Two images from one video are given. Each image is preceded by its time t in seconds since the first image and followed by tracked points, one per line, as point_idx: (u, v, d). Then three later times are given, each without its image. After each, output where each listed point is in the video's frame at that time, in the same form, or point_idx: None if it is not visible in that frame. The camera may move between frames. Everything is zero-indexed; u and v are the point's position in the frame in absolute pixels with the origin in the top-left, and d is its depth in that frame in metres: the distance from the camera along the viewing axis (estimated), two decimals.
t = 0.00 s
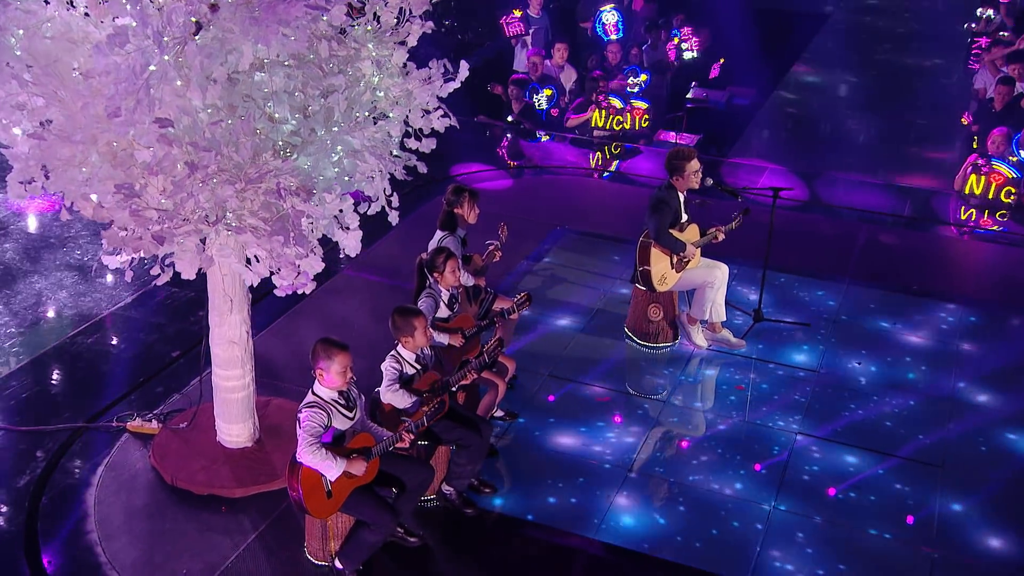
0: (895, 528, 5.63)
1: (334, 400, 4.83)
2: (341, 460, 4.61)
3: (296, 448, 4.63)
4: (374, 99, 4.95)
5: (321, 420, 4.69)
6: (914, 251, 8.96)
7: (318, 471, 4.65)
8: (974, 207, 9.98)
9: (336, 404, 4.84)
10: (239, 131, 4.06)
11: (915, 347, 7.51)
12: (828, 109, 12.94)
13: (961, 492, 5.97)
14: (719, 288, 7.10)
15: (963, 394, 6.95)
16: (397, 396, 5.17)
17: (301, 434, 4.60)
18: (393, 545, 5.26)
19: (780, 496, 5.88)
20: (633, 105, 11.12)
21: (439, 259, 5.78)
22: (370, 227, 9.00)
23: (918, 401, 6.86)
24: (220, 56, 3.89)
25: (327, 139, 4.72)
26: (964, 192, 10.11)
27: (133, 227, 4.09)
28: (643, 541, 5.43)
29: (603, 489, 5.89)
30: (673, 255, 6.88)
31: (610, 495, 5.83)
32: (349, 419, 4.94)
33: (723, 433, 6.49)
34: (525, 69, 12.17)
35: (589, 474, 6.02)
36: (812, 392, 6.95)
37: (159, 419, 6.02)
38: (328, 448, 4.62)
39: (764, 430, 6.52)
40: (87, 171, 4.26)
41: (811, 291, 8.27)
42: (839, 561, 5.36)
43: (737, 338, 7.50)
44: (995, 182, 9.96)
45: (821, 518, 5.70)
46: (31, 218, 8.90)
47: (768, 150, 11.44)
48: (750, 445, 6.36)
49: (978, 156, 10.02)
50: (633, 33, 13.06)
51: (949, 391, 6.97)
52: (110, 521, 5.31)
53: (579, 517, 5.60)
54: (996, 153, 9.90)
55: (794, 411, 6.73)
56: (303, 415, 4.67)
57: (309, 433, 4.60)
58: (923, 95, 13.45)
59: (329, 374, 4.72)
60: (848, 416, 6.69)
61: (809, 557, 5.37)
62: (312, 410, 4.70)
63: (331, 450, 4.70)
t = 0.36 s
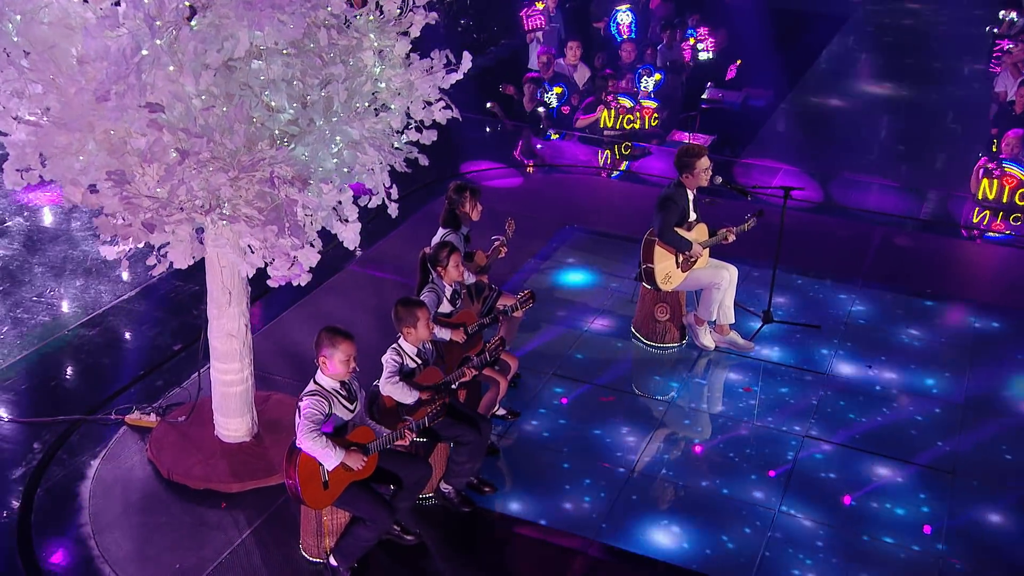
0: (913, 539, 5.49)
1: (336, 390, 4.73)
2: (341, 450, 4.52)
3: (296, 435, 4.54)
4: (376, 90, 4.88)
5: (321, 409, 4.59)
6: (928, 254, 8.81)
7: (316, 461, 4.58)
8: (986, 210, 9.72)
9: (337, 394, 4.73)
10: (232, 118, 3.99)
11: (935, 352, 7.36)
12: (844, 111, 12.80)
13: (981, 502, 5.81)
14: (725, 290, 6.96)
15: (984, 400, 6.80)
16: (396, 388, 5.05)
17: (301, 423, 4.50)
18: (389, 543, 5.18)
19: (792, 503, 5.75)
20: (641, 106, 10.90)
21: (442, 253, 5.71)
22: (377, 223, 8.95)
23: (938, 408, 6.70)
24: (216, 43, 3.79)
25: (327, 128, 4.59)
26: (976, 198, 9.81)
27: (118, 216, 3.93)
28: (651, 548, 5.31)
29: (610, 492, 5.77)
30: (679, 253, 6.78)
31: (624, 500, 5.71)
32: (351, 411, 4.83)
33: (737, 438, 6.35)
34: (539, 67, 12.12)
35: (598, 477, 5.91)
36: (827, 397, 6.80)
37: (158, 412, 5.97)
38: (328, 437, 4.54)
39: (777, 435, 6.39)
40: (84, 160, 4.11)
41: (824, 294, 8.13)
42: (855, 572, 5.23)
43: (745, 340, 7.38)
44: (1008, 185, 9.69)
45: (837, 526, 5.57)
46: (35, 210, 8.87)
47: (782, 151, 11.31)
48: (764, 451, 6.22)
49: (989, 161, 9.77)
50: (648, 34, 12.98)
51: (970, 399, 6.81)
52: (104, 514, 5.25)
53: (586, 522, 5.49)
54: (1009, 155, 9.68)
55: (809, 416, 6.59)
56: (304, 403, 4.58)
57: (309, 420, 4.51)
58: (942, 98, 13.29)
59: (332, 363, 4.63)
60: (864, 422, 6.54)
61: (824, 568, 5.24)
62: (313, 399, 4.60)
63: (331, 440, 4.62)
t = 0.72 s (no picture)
0: (929, 551, 5.36)
1: (332, 385, 4.67)
2: (335, 445, 4.44)
3: (290, 429, 4.47)
4: (376, 83, 4.82)
5: (317, 404, 4.52)
6: (942, 260, 8.68)
7: (309, 456, 4.50)
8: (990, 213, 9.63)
9: (333, 390, 4.66)
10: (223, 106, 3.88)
11: (955, 360, 7.20)
12: (859, 116, 12.68)
13: (1000, 514, 5.66)
14: (732, 292, 6.83)
15: (1004, 409, 6.66)
16: (396, 384, 4.95)
17: (295, 417, 4.42)
18: (383, 543, 5.10)
19: (805, 512, 5.62)
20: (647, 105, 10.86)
21: (443, 251, 5.65)
22: (385, 223, 8.88)
23: (957, 418, 6.56)
24: (208, 30, 3.70)
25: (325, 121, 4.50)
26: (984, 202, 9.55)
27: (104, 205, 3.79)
28: (658, 557, 5.20)
29: (618, 498, 5.67)
30: (685, 255, 6.65)
31: (635, 506, 5.61)
32: (347, 407, 4.75)
33: (749, 445, 6.22)
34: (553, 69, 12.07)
35: (605, 483, 5.80)
36: (842, 405, 6.66)
37: (155, 408, 5.92)
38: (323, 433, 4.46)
39: (790, 442, 6.26)
40: (80, 152, 3.84)
41: (837, 300, 7.98)
42: None
43: (752, 343, 7.26)
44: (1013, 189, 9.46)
45: (850, 537, 5.44)
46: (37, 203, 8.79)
47: (795, 154, 11.20)
48: (776, 459, 6.10)
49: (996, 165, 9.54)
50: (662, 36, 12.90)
51: (989, 408, 6.66)
52: (97, 509, 5.20)
53: (591, 529, 5.38)
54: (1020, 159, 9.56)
55: (823, 424, 6.46)
56: (300, 397, 4.51)
57: (303, 414, 4.43)
58: (958, 104, 13.14)
59: (328, 357, 4.56)
60: (880, 431, 6.41)
61: None
62: (309, 393, 4.53)
63: (326, 436, 4.54)
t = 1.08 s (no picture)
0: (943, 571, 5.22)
1: (322, 389, 4.57)
2: (323, 450, 4.36)
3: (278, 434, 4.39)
4: (372, 83, 4.74)
5: (305, 408, 4.44)
6: (953, 270, 8.55)
7: (297, 462, 4.43)
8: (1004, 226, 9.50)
9: (323, 394, 4.57)
10: (209, 101, 3.84)
11: (968, 375, 7.05)
12: (870, 125, 12.56)
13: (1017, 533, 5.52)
14: (735, 299, 6.74)
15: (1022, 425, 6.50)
16: (388, 389, 4.88)
17: (283, 421, 4.35)
18: (374, 550, 5.02)
19: (815, 528, 5.49)
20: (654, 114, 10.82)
21: (438, 256, 5.57)
22: (388, 227, 8.82)
23: (973, 432, 6.41)
24: (197, 24, 3.62)
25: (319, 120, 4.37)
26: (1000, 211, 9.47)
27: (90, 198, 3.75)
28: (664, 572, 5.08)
29: (623, 510, 5.55)
30: (687, 262, 6.56)
31: (642, 519, 5.49)
32: (336, 412, 4.65)
33: (759, 458, 6.09)
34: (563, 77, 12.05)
35: (610, 494, 5.69)
36: (854, 418, 6.52)
37: (148, 410, 5.85)
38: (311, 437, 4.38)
39: (800, 455, 6.13)
40: (71, 149, 3.70)
41: (848, 311, 7.85)
42: None
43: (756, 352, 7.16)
44: None
45: (862, 555, 5.31)
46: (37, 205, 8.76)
47: (805, 164, 11.10)
48: (787, 473, 5.96)
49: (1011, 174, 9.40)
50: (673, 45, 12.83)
51: (1005, 423, 6.51)
52: (85, 512, 5.14)
53: (595, 541, 5.27)
54: None
55: (835, 438, 6.32)
56: (288, 401, 4.44)
57: (291, 418, 4.36)
58: (972, 115, 13.01)
59: (317, 360, 4.48)
60: (895, 445, 6.27)
61: None
62: (297, 397, 4.45)
63: (314, 440, 4.45)
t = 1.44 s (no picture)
0: None
1: (308, 395, 4.51)
2: (308, 457, 4.28)
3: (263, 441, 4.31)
4: (368, 84, 4.65)
5: (290, 415, 4.37)
6: (961, 284, 8.43)
7: (282, 468, 4.34)
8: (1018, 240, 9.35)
9: (309, 400, 4.51)
10: (195, 96, 3.69)
11: (980, 391, 6.91)
12: (881, 138, 12.45)
13: None
14: (737, 309, 6.63)
15: None
16: (377, 398, 4.79)
17: (268, 428, 4.27)
18: (365, 558, 4.94)
19: (825, 547, 5.34)
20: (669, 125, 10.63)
21: (433, 261, 5.48)
22: (391, 235, 8.78)
23: (988, 452, 6.25)
24: (187, 19, 3.57)
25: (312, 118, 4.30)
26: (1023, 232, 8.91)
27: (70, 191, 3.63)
28: None
29: (625, 525, 5.42)
30: (688, 270, 6.47)
31: (649, 533, 5.36)
32: (324, 417, 4.60)
33: (769, 474, 5.96)
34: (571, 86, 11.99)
35: (612, 508, 5.56)
36: (864, 434, 6.39)
37: (140, 414, 5.80)
38: (296, 444, 4.29)
39: (809, 471, 6.00)
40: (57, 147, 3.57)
41: (856, 324, 7.74)
42: None
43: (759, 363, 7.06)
44: None
45: None
46: (37, 208, 8.83)
47: (813, 175, 11.00)
48: (798, 489, 5.83)
49: None
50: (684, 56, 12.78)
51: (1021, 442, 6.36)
52: (71, 515, 5.07)
53: (596, 557, 5.14)
54: None
55: (846, 454, 6.19)
56: (273, 409, 4.36)
57: (276, 426, 4.28)
58: (984, 129, 12.88)
59: (302, 366, 4.42)
60: (908, 462, 6.14)
61: None
62: (283, 403, 4.38)
63: (299, 447, 4.37)
